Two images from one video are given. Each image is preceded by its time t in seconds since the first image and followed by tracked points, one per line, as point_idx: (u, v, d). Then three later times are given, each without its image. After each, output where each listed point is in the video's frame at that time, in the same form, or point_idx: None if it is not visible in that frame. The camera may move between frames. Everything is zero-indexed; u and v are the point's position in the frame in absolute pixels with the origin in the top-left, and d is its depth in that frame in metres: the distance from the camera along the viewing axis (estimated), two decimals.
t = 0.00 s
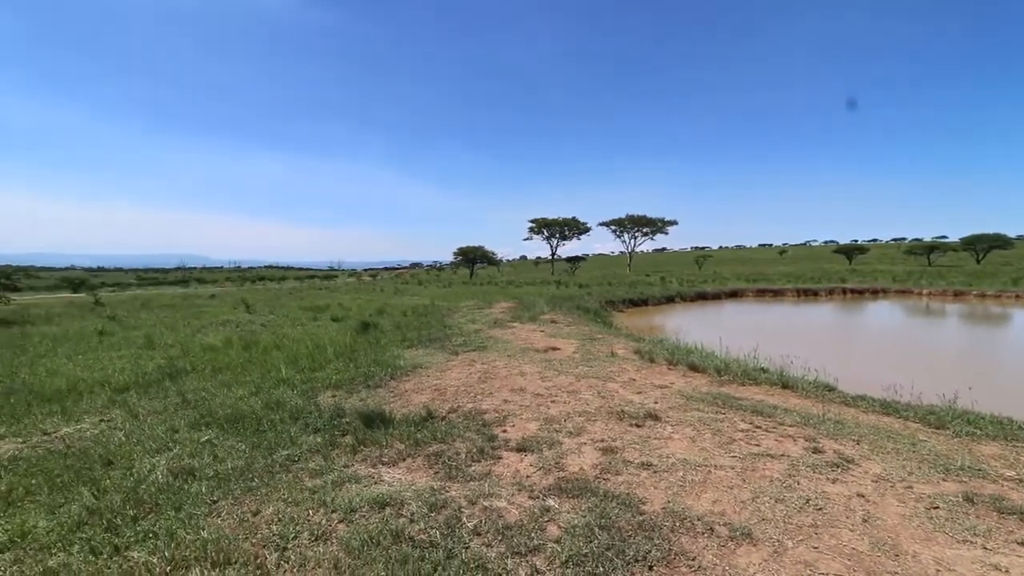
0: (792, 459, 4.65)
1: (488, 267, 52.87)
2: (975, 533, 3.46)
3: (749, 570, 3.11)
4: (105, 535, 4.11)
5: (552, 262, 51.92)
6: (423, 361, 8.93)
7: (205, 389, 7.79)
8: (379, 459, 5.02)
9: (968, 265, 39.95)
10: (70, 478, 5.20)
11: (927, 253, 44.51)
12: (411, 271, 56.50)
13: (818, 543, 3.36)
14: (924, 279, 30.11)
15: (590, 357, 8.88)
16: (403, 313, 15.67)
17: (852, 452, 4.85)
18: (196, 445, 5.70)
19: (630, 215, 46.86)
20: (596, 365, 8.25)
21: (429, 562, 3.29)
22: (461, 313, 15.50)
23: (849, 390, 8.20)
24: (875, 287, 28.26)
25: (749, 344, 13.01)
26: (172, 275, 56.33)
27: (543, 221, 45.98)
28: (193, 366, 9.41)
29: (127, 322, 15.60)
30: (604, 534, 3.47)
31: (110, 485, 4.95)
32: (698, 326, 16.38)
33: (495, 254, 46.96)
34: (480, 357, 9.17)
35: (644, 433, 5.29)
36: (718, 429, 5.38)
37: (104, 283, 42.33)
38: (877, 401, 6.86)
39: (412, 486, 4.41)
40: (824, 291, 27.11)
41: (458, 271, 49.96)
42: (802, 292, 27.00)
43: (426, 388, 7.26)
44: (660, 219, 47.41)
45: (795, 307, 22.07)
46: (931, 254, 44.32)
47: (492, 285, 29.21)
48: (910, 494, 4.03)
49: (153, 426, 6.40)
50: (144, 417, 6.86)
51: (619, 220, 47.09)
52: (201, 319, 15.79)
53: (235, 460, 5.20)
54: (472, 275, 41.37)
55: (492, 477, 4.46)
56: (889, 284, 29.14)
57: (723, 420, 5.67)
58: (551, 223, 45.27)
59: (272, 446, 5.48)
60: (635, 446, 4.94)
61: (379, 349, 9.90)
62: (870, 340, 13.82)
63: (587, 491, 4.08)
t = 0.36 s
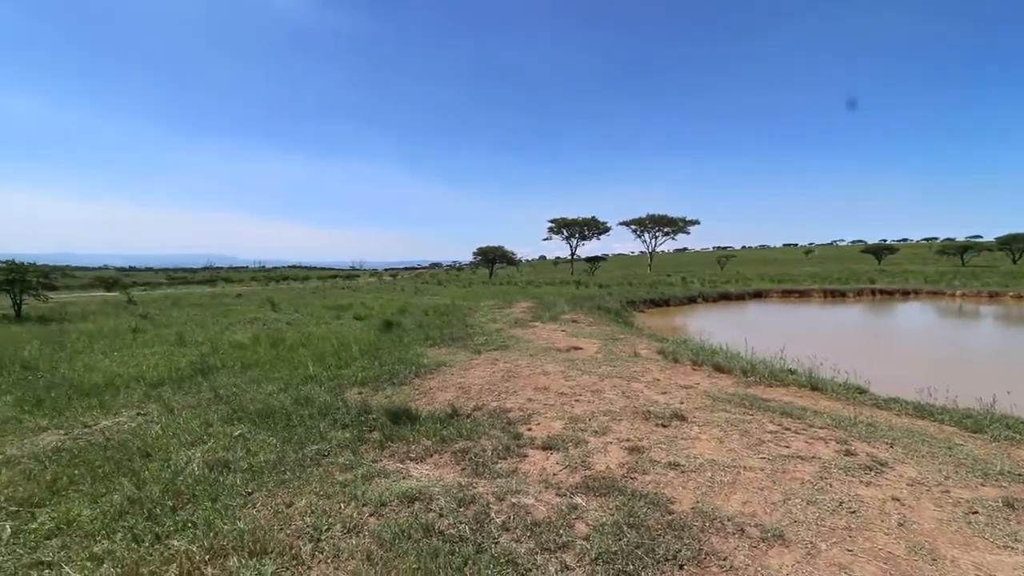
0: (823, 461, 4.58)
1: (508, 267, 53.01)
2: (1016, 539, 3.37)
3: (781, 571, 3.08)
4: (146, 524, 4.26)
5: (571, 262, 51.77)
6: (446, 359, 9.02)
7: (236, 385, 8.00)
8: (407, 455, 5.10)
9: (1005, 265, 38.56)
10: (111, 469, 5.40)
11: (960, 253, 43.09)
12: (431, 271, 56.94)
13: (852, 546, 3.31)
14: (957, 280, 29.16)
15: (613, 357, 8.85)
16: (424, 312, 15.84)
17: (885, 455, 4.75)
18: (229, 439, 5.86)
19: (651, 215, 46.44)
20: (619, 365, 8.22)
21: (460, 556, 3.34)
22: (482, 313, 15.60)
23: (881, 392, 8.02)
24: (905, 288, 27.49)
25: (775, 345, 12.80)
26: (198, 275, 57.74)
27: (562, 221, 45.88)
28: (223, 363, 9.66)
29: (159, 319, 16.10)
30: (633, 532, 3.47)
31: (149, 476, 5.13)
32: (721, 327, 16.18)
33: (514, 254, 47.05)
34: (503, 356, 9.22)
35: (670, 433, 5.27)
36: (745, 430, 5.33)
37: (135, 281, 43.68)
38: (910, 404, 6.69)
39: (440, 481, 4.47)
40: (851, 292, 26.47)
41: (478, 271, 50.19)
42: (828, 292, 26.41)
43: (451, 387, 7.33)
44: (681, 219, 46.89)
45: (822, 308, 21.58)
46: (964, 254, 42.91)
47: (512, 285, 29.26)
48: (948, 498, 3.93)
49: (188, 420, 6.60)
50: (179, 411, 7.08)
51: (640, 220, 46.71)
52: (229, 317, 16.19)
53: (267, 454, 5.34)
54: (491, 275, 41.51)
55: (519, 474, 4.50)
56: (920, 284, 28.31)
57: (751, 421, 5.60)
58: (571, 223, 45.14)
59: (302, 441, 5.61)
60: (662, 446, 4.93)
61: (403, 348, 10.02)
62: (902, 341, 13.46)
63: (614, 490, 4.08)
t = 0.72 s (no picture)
0: (856, 465, 4.50)
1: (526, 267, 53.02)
2: None
3: None
4: (183, 516, 4.39)
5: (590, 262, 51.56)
6: (468, 359, 9.07)
7: (264, 382, 8.18)
8: (433, 453, 5.16)
9: None
10: (148, 462, 5.57)
11: (994, 253, 41.69)
12: (449, 271, 57.29)
13: (889, 552, 3.25)
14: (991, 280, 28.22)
15: (636, 357, 8.80)
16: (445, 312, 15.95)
17: (921, 460, 4.63)
18: (259, 435, 6.00)
19: (671, 214, 45.98)
20: (642, 365, 8.17)
21: (489, 553, 3.37)
22: (502, 313, 15.65)
23: (913, 396, 7.83)
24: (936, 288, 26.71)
25: (801, 347, 12.57)
26: (222, 275, 59.08)
27: (581, 221, 45.73)
28: (251, 361, 9.88)
29: (188, 318, 16.53)
30: (662, 534, 3.46)
31: (184, 470, 5.28)
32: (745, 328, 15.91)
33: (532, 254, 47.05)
34: (524, 356, 9.24)
35: (697, 434, 5.22)
36: (774, 433, 5.25)
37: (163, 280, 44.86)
38: (945, 408, 6.52)
39: (467, 480, 4.51)
40: (879, 292, 25.82)
41: (496, 271, 50.34)
42: (855, 293, 25.80)
43: (474, 386, 7.38)
44: (702, 218, 46.32)
45: (849, 309, 21.08)
46: (998, 254, 41.51)
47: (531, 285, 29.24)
48: (988, 505, 3.82)
49: (219, 416, 6.77)
50: (210, 407, 7.26)
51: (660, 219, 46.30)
52: (256, 316, 16.54)
53: (297, 450, 5.46)
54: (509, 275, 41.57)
55: (545, 474, 4.51)
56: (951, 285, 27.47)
57: (780, 424, 5.52)
58: (590, 223, 44.96)
59: (330, 438, 5.71)
60: (689, 447, 4.89)
61: (425, 347, 10.13)
62: (934, 344, 13.08)
63: (642, 491, 4.07)
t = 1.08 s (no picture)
0: (890, 471, 4.40)
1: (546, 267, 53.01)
2: None
3: None
4: (219, 509, 4.54)
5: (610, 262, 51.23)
6: (491, 358, 9.13)
7: (293, 380, 8.38)
8: (459, 451, 5.23)
9: None
10: (184, 456, 5.76)
11: None
12: (469, 271, 57.60)
13: (926, 559, 3.18)
14: None
15: (660, 358, 8.74)
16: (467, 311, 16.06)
17: (958, 466, 4.51)
18: (290, 431, 6.16)
19: (693, 214, 45.41)
20: (666, 367, 8.11)
21: (518, 551, 3.41)
22: (524, 312, 15.70)
23: (949, 400, 7.60)
24: (971, 289, 25.81)
25: (830, 349, 12.29)
26: (248, 275, 60.45)
27: (601, 221, 45.50)
28: (279, 358, 10.13)
29: (218, 317, 17.01)
30: (691, 536, 3.44)
31: (219, 464, 5.45)
32: (770, 330, 15.61)
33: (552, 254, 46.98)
34: (547, 356, 9.26)
35: (724, 437, 5.18)
36: (804, 437, 5.17)
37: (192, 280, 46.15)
38: (983, 413, 6.32)
39: (493, 478, 4.56)
40: (910, 293, 25.07)
41: (516, 271, 50.42)
42: (885, 294, 25.11)
43: (498, 385, 7.44)
44: (725, 217, 45.63)
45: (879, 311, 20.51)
46: None
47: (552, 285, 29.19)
48: None
49: (250, 412, 6.97)
50: (241, 403, 7.47)
51: (682, 219, 45.79)
52: (283, 315, 16.91)
53: (326, 446, 5.58)
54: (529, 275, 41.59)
55: (571, 474, 4.53)
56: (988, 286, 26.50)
57: (809, 427, 5.43)
58: (610, 223, 44.69)
59: (358, 435, 5.82)
60: (716, 450, 4.85)
61: (448, 346, 10.24)
62: (970, 347, 12.65)
63: (669, 492, 4.06)
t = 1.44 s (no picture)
0: (928, 477, 4.28)
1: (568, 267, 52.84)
2: None
3: None
4: (256, 501, 4.69)
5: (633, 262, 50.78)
6: (516, 358, 9.17)
7: (322, 377, 8.57)
8: (486, 449, 5.28)
9: None
10: (220, 450, 5.96)
11: None
12: (490, 271, 57.84)
13: (967, 568, 3.09)
14: None
15: (686, 360, 8.65)
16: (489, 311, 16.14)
17: (1001, 473, 4.36)
18: (320, 427, 6.31)
19: (718, 213, 44.68)
20: (693, 368, 8.03)
21: (547, 550, 3.44)
22: (546, 313, 15.70)
23: (990, 405, 7.33)
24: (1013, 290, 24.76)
25: (862, 352, 11.97)
26: (275, 275, 61.84)
27: (624, 220, 45.16)
28: (308, 356, 10.36)
29: (247, 315, 17.46)
30: (721, 539, 3.42)
31: (254, 458, 5.63)
32: (798, 332, 15.24)
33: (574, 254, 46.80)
34: (571, 356, 9.26)
35: (754, 440, 5.11)
36: (836, 441, 5.07)
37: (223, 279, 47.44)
38: None
39: (520, 477, 4.60)
40: (947, 295, 24.19)
41: (538, 271, 50.44)
42: (920, 295, 24.29)
43: (523, 385, 7.48)
44: (751, 216, 44.78)
45: (914, 312, 19.85)
46: None
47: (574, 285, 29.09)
48: None
49: (282, 408, 7.16)
50: (273, 400, 7.68)
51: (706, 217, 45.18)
52: (310, 314, 17.27)
53: (355, 443, 5.70)
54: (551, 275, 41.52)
55: (598, 474, 4.54)
56: None
57: (842, 431, 5.32)
58: (633, 223, 44.30)
59: (386, 432, 5.93)
60: (746, 453, 4.80)
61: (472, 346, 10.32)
62: (1012, 350, 12.15)
63: (699, 495, 4.03)
